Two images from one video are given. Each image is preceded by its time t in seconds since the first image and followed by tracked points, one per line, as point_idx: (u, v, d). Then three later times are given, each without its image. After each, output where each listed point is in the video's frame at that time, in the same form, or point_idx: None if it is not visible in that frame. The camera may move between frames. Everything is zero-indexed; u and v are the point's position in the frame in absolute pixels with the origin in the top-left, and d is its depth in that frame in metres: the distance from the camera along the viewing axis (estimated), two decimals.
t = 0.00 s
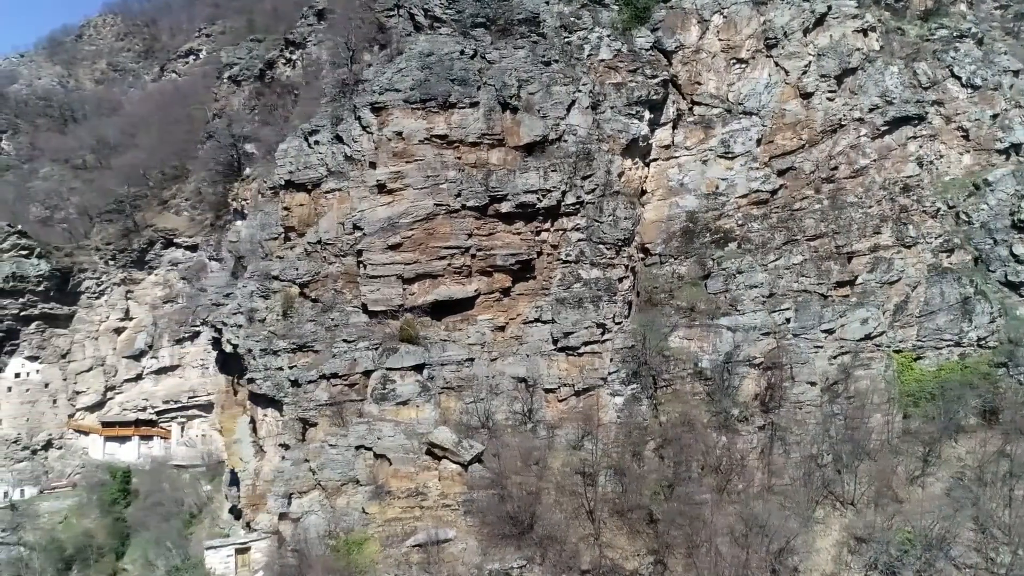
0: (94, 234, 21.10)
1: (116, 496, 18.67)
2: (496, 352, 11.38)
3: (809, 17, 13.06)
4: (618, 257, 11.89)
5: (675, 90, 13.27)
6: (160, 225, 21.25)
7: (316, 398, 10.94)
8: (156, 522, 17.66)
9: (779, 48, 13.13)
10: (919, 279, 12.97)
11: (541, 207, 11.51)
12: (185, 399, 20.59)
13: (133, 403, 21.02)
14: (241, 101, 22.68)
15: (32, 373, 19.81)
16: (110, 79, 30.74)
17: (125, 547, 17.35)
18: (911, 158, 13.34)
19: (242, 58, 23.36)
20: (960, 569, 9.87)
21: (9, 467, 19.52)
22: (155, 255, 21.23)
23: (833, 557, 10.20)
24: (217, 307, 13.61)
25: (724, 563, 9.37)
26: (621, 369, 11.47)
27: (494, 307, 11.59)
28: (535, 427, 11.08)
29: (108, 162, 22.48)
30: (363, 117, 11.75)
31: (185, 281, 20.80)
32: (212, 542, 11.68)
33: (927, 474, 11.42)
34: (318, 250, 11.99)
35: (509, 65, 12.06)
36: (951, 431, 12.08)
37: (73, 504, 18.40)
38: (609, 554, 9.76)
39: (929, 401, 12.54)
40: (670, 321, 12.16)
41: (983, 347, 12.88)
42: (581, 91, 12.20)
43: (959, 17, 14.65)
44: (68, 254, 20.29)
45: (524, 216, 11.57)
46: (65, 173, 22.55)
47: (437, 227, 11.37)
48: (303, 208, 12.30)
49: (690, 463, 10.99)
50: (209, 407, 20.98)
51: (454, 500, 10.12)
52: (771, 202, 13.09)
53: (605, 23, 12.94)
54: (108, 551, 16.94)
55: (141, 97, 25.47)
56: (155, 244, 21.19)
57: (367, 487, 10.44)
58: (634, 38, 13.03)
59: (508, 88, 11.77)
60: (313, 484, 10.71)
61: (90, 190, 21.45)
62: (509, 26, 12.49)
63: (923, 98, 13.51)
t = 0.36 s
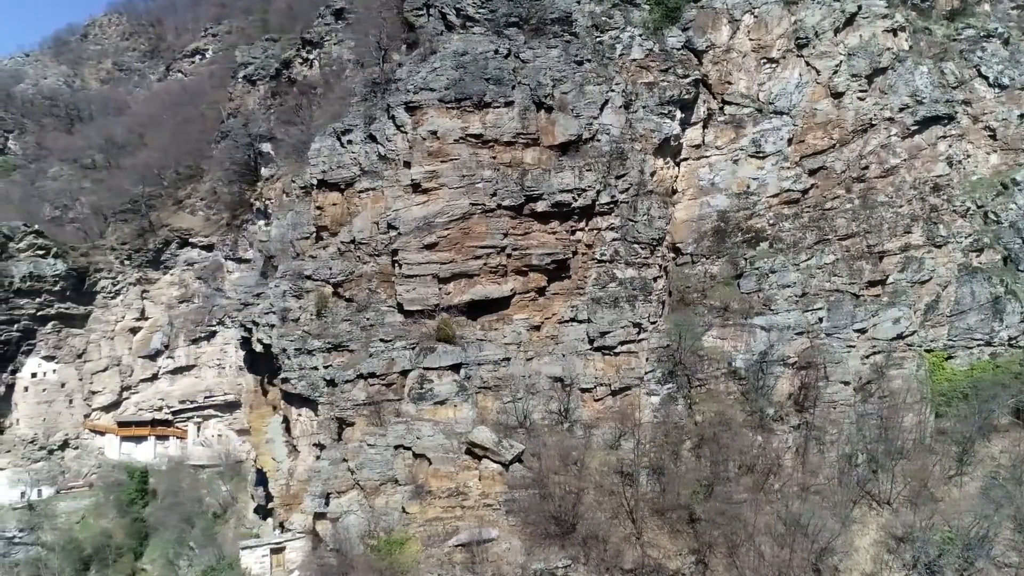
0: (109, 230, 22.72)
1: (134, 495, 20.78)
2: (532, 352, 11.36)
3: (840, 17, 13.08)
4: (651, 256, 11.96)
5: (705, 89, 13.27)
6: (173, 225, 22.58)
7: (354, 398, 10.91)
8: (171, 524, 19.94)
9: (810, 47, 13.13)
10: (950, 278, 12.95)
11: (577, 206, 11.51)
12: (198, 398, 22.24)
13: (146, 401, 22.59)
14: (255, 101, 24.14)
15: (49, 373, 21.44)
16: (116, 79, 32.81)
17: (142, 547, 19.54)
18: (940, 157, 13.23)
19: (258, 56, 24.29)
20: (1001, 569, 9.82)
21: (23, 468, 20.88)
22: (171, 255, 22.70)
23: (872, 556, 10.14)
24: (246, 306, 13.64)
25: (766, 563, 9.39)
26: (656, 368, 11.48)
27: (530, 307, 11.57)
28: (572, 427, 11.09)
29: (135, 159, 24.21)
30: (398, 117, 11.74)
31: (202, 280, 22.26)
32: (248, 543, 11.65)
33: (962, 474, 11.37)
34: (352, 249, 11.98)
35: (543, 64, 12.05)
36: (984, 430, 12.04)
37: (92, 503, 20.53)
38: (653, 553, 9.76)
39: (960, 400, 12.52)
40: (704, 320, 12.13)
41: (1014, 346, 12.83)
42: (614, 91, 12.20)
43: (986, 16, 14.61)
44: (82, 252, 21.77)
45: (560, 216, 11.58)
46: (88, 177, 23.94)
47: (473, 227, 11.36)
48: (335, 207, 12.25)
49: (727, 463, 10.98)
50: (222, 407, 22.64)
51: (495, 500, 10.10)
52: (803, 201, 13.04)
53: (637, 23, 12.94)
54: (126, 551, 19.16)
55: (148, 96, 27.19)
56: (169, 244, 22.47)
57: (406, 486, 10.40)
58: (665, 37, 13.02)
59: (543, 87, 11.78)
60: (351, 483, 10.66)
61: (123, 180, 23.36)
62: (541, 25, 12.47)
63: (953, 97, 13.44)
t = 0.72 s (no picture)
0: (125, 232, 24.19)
1: (154, 496, 21.69)
2: (570, 351, 11.35)
3: (871, 17, 13.04)
4: (687, 256, 11.94)
5: (737, 89, 13.31)
6: (191, 225, 23.92)
7: (392, 398, 10.90)
8: (192, 525, 20.72)
9: (842, 47, 13.12)
10: (981, 278, 12.92)
11: (613, 206, 11.50)
12: (216, 399, 23.25)
13: (164, 402, 23.64)
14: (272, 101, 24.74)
15: (66, 374, 22.55)
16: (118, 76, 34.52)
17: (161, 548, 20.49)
18: (972, 157, 13.15)
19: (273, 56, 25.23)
20: None
21: (41, 468, 21.90)
22: (188, 255, 23.79)
23: (912, 556, 10.15)
24: (279, 305, 13.68)
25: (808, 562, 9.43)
26: (694, 367, 11.48)
27: (568, 306, 11.57)
28: (610, 427, 11.11)
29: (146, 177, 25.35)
30: (434, 117, 11.74)
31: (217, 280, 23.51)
32: (284, 542, 11.66)
33: (999, 475, 11.32)
34: (387, 249, 11.99)
35: (578, 64, 12.03)
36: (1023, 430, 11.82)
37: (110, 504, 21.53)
38: (697, 553, 9.77)
39: (993, 400, 12.46)
40: (740, 320, 12.18)
41: None
42: (648, 91, 12.26)
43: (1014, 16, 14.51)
44: (99, 253, 23.07)
45: (597, 215, 11.58)
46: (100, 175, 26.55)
47: (510, 226, 11.36)
48: (370, 207, 12.25)
49: (765, 462, 10.96)
50: (240, 406, 23.54)
51: (539, 500, 10.09)
52: (835, 202, 13.04)
53: (670, 23, 12.95)
54: (145, 551, 20.15)
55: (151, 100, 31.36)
56: (186, 244, 23.78)
57: (447, 486, 10.39)
58: (697, 37, 13.01)
59: (580, 87, 11.77)
60: (391, 483, 10.64)
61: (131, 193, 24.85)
62: (575, 25, 12.48)
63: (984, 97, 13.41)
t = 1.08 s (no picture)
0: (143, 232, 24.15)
1: (173, 495, 21.78)
2: (608, 351, 11.34)
3: (904, 17, 13.03)
4: (724, 256, 12.08)
5: (770, 89, 13.33)
6: (208, 225, 23.90)
7: (433, 397, 10.89)
8: (210, 525, 20.65)
9: (874, 47, 13.13)
10: (1015, 277, 12.60)
11: (652, 205, 11.51)
12: (234, 400, 23.31)
13: (183, 402, 23.59)
14: (289, 100, 24.77)
15: (85, 373, 22.57)
16: (126, 76, 36.70)
17: (183, 547, 20.57)
18: (1004, 157, 12.77)
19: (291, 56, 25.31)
20: None
21: (61, 468, 21.95)
22: (205, 255, 23.83)
23: (953, 554, 10.06)
24: (310, 305, 13.69)
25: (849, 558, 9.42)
26: (732, 367, 11.55)
27: (606, 306, 11.58)
28: (649, 426, 11.13)
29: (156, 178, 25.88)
30: (471, 116, 11.74)
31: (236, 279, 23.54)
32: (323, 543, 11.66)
33: None
34: (424, 249, 12.01)
35: (615, 64, 12.02)
36: None
37: (130, 504, 21.67)
38: (743, 552, 9.73)
39: None
40: (776, 319, 12.22)
41: None
42: (684, 90, 12.26)
43: None
44: (119, 253, 23.24)
45: (635, 215, 11.58)
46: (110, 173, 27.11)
47: (549, 226, 11.37)
48: (406, 206, 12.27)
49: (804, 462, 10.97)
50: (259, 406, 23.56)
51: (583, 499, 10.11)
52: (868, 202, 13.04)
53: (704, 22, 12.98)
54: (167, 550, 20.28)
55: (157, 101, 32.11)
56: (204, 244, 23.77)
57: (489, 486, 10.43)
58: (731, 37, 13.04)
59: (617, 86, 11.78)
60: (433, 482, 10.64)
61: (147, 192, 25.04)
62: (611, 24, 12.46)
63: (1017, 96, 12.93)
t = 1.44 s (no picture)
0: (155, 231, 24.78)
1: (194, 494, 21.81)
2: (648, 350, 11.35)
3: (937, 16, 13.04)
4: (760, 255, 12.16)
5: (804, 89, 13.34)
6: (226, 225, 23.93)
7: (474, 396, 10.92)
8: (230, 525, 20.58)
9: (908, 47, 13.13)
10: None
11: (690, 205, 11.51)
12: (252, 399, 23.35)
13: (201, 402, 23.55)
14: (306, 100, 24.76)
15: (104, 373, 22.60)
16: (137, 77, 40.79)
17: (204, 547, 20.53)
18: None
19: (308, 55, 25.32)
20: None
21: (81, 468, 21.98)
22: (223, 255, 23.77)
23: (995, 553, 9.99)
24: (343, 305, 13.77)
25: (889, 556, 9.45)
26: (771, 367, 11.54)
27: (645, 305, 11.58)
28: (689, 425, 11.14)
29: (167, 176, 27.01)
30: (508, 116, 11.74)
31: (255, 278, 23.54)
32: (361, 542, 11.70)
33: None
34: (461, 249, 12.01)
35: (652, 64, 12.01)
36: None
37: (149, 504, 21.59)
38: (790, 551, 9.71)
39: None
40: (813, 319, 12.25)
41: None
42: (720, 90, 12.29)
43: None
44: (137, 253, 23.43)
45: (673, 215, 11.58)
46: (122, 175, 28.41)
47: (588, 226, 11.38)
48: (442, 206, 12.29)
49: (844, 462, 10.97)
50: (277, 406, 23.48)
51: (628, 499, 10.10)
52: (901, 202, 13.11)
53: (738, 22, 12.99)
54: (188, 550, 20.23)
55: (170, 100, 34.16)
56: (223, 243, 23.76)
57: (532, 485, 10.42)
58: (765, 37, 13.08)
59: (656, 86, 11.77)
60: (475, 482, 10.62)
61: (163, 193, 25.18)
62: (647, 24, 12.46)
63: None
